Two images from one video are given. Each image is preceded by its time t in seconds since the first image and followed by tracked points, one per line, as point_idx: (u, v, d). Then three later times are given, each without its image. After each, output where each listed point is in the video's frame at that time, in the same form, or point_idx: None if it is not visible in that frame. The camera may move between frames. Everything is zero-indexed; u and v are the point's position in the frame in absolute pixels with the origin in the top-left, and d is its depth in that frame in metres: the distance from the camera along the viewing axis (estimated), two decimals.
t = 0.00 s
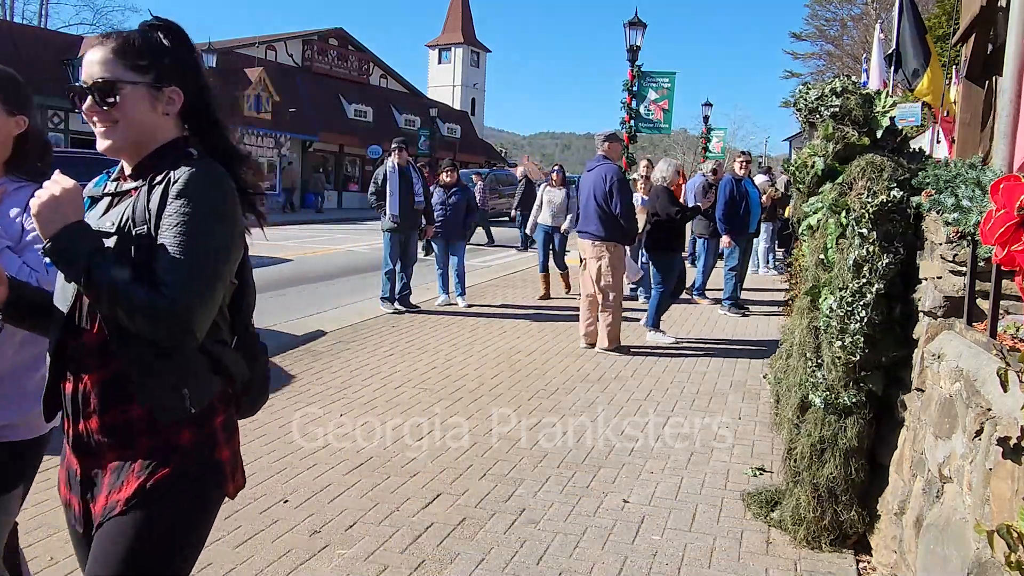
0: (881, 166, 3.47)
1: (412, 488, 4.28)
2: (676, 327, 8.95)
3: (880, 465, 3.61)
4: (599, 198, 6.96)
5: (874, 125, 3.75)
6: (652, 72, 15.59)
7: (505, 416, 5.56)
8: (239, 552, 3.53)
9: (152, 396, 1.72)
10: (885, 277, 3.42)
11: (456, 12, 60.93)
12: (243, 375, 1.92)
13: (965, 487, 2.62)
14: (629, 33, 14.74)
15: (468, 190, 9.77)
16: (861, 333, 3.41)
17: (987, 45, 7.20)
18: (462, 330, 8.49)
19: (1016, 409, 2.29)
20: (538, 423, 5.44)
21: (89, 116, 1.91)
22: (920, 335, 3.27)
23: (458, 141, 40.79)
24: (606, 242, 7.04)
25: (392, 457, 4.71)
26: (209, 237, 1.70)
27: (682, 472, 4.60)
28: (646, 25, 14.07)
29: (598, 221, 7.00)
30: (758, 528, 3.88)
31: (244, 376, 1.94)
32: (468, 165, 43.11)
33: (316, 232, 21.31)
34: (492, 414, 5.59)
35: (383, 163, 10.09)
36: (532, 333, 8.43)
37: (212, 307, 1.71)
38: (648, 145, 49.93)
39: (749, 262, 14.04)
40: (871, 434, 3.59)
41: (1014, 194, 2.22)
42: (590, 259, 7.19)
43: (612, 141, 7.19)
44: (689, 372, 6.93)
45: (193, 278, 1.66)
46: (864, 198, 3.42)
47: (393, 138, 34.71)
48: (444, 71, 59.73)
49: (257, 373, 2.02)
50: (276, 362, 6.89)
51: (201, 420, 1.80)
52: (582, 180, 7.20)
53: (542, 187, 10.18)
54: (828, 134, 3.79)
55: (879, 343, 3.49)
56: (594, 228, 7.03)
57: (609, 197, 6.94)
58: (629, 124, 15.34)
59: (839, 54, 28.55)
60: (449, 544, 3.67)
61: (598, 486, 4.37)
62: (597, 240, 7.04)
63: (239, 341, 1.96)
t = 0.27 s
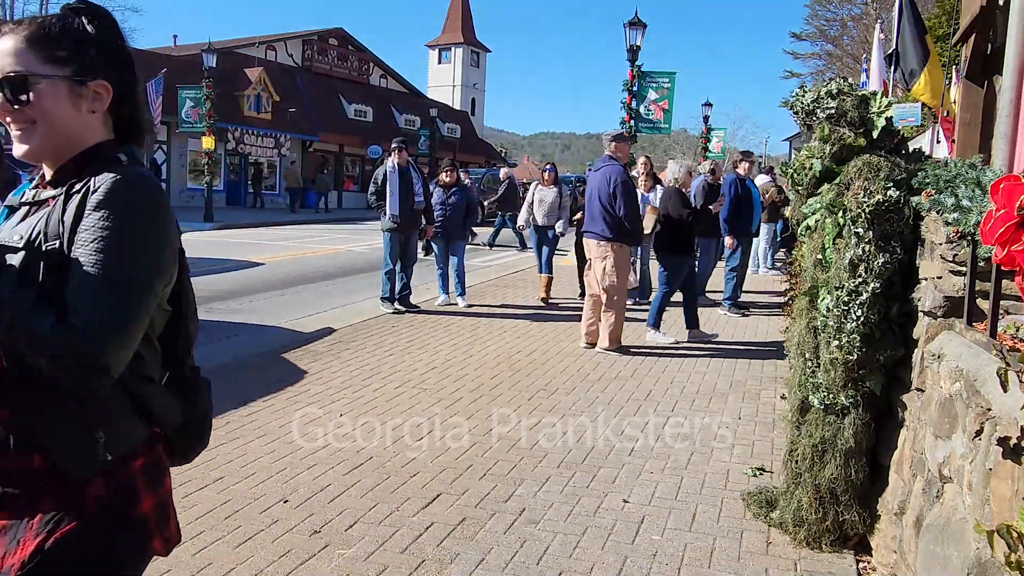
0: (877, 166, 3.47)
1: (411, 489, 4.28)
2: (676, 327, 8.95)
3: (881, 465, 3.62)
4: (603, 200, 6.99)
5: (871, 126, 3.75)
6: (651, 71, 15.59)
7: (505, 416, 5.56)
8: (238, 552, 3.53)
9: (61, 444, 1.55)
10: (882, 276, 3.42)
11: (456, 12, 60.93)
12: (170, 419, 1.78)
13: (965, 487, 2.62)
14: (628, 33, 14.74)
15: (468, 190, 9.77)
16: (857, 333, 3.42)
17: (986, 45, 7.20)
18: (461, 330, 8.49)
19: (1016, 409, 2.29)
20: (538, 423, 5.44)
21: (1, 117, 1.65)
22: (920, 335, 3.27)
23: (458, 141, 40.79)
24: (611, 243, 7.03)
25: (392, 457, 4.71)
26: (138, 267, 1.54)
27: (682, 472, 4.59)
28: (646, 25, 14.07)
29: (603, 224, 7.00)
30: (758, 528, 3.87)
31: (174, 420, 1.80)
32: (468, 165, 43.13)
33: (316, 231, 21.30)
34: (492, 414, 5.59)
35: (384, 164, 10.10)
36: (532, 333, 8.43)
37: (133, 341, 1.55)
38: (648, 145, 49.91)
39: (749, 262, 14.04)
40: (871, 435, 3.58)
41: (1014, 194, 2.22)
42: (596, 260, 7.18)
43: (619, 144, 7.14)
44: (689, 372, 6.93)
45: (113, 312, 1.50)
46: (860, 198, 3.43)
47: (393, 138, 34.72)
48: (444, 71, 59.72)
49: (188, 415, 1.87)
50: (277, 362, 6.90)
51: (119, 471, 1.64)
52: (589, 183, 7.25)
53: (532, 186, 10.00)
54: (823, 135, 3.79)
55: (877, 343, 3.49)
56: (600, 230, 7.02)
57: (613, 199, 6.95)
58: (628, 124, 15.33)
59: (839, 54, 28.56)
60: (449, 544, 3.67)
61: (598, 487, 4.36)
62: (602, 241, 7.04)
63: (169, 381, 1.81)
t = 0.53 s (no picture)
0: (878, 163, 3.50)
1: (412, 489, 4.28)
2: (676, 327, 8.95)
3: (881, 465, 3.62)
4: (606, 202, 7.00)
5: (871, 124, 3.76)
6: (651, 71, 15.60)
7: (506, 416, 5.56)
8: (238, 552, 3.54)
9: None
10: (884, 271, 3.42)
11: (456, 11, 60.89)
12: (94, 419, 1.76)
13: (965, 487, 2.62)
14: (628, 33, 14.74)
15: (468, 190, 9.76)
16: (861, 328, 3.41)
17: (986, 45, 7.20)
18: (461, 330, 8.49)
19: (1016, 409, 2.29)
20: (538, 423, 5.44)
21: None
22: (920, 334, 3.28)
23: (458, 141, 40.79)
24: (614, 244, 7.02)
25: (392, 457, 4.72)
26: (29, 243, 1.52)
27: (682, 472, 4.60)
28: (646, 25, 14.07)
29: (607, 225, 7.00)
30: (758, 528, 3.88)
31: (101, 420, 1.78)
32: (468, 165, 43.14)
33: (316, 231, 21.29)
34: (492, 414, 5.59)
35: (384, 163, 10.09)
36: (532, 333, 8.43)
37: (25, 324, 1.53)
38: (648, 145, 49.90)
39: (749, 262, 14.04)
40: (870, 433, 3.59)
41: (1014, 194, 2.22)
42: (599, 260, 7.17)
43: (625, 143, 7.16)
44: (689, 372, 6.93)
45: (5, 296, 1.49)
46: (861, 193, 3.44)
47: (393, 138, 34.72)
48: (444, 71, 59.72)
49: (117, 410, 1.84)
50: (277, 361, 6.90)
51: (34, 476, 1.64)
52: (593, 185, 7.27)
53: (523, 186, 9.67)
54: (824, 133, 3.79)
55: (877, 339, 3.49)
56: (604, 230, 7.02)
57: (615, 202, 6.96)
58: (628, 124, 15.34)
59: (839, 54, 28.57)
60: (449, 544, 3.67)
61: (597, 487, 4.36)
62: (604, 242, 7.06)
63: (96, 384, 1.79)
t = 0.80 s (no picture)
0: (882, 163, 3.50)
1: (412, 489, 4.28)
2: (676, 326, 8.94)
3: (881, 465, 3.62)
4: (607, 204, 7.03)
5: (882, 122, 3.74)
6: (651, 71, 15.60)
7: (506, 416, 5.56)
8: (238, 552, 3.54)
9: None
10: (875, 270, 3.42)
11: (456, 11, 60.89)
12: None
13: (965, 487, 2.62)
14: (628, 33, 14.74)
15: (468, 190, 9.74)
16: (848, 327, 3.42)
17: (987, 45, 7.19)
18: (461, 330, 8.49)
19: (1016, 409, 2.29)
20: (538, 423, 5.44)
21: None
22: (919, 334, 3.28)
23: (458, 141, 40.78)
24: (616, 246, 7.02)
25: (392, 457, 4.71)
26: None
27: (682, 472, 4.59)
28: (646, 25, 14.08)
29: (612, 227, 7.01)
30: (758, 528, 3.87)
31: None
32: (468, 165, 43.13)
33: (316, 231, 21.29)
34: (492, 414, 5.59)
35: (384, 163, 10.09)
36: (532, 333, 8.43)
37: None
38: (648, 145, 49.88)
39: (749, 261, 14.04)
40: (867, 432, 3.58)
41: (1014, 194, 2.21)
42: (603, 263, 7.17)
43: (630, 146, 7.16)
44: (689, 372, 6.93)
45: None
46: (862, 192, 3.45)
47: (393, 138, 34.71)
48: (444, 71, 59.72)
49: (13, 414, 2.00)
50: (277, 361, 6.90)
51: None
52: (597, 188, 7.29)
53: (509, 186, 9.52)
54: (832, 129, 3.78)
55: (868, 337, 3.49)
56: (609, 232, 7.03)
57: (616, 205, 6.99)
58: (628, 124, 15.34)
59: (839, 54, 28.57)
60: (449, 544, 3.67)
61: (597, 487, 4.36)
62: (607, 245, 7.08)
63: None
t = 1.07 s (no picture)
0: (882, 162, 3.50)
1: (411, 489, 4.28)
2: (676, 326, 8.94)
3: (881, 465, 3.63)
4: (609, 205, 7.06)
5: (881, 122, 3.74)
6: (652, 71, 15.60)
7: (505, 416, 5.56)
8: (238, 552, 3.54)
9: None
10: (880, 271, 3.41)
11: (456, 11, 60.88)
12: None
13: (964, 487, 2.62)
14: (629, 32, 14.74)
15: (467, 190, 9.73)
16: (854, 327, 3.41)
17: (987, 45, 7.19)
18: (461, 330, 8.49)
19: (1016, 409, 2.28)
20: (538, 422, 5.44)
21: None
22: (919, 334, 3.28)
23: (458, 141, 40.76)
24: (619, 247, 7.03)
25: (392, 457, 4.71)
26: None
27: (682, 472, 4.59)
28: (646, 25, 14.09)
29: (615, 226, 7.03)
30: (757, 528, 3.87)
31: None
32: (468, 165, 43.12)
33: (316, 232, 21.29)
34: (492, 414, 5.59)
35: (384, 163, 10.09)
36: (532, 333, 8.43)
37: None
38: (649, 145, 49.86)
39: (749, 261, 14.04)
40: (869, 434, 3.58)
41: (1014, 194, 2.21)
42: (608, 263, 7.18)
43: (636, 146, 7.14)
44: (689, 372, 6.93)
45: None
46: (862, 192, 3.44)
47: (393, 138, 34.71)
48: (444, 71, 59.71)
49: None
50: (276, 361, 6.90)
51: None
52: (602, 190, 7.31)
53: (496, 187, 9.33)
54: (833, 129, 3.77)
55: (870, 338, 3.49)
56: (612, 231, 7.06)
57: (617, 206, 7.02)
58: (628, 124, 15.33)
59: (839, 54, 28.55)
60: (449, 544, 3.67)
61: (597, 487, 4.36)
62: (612, 245, 7.07)
63: None
